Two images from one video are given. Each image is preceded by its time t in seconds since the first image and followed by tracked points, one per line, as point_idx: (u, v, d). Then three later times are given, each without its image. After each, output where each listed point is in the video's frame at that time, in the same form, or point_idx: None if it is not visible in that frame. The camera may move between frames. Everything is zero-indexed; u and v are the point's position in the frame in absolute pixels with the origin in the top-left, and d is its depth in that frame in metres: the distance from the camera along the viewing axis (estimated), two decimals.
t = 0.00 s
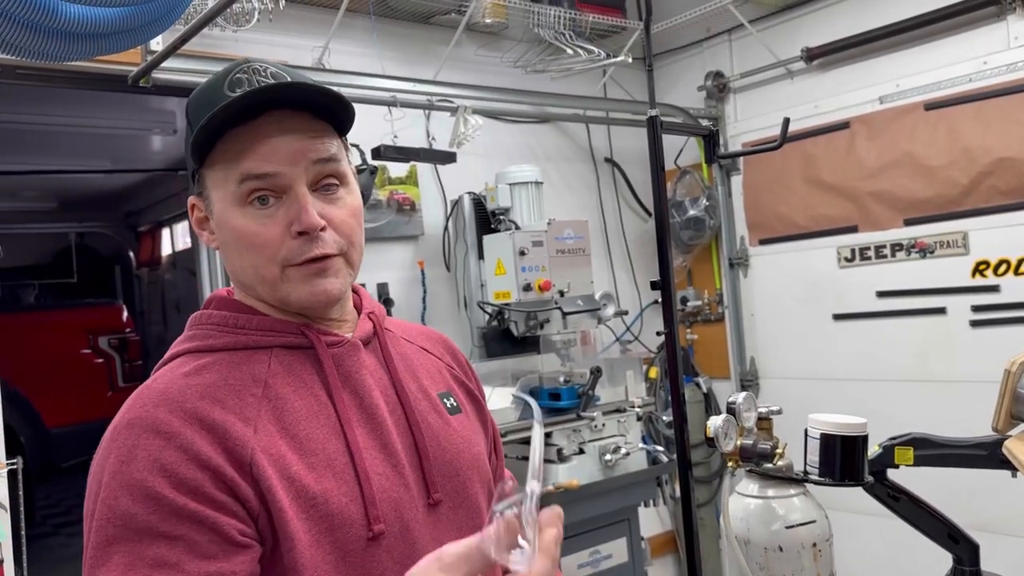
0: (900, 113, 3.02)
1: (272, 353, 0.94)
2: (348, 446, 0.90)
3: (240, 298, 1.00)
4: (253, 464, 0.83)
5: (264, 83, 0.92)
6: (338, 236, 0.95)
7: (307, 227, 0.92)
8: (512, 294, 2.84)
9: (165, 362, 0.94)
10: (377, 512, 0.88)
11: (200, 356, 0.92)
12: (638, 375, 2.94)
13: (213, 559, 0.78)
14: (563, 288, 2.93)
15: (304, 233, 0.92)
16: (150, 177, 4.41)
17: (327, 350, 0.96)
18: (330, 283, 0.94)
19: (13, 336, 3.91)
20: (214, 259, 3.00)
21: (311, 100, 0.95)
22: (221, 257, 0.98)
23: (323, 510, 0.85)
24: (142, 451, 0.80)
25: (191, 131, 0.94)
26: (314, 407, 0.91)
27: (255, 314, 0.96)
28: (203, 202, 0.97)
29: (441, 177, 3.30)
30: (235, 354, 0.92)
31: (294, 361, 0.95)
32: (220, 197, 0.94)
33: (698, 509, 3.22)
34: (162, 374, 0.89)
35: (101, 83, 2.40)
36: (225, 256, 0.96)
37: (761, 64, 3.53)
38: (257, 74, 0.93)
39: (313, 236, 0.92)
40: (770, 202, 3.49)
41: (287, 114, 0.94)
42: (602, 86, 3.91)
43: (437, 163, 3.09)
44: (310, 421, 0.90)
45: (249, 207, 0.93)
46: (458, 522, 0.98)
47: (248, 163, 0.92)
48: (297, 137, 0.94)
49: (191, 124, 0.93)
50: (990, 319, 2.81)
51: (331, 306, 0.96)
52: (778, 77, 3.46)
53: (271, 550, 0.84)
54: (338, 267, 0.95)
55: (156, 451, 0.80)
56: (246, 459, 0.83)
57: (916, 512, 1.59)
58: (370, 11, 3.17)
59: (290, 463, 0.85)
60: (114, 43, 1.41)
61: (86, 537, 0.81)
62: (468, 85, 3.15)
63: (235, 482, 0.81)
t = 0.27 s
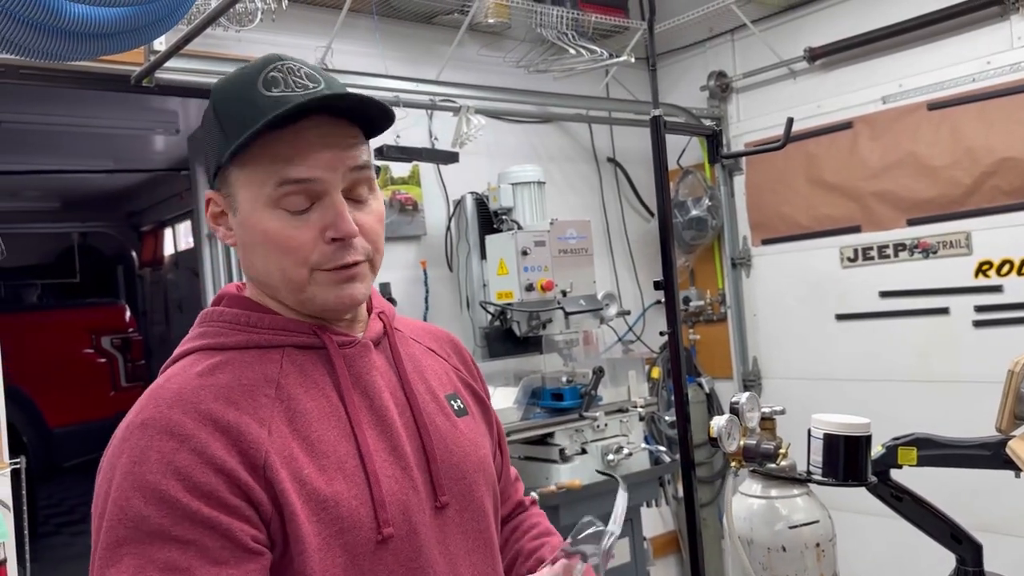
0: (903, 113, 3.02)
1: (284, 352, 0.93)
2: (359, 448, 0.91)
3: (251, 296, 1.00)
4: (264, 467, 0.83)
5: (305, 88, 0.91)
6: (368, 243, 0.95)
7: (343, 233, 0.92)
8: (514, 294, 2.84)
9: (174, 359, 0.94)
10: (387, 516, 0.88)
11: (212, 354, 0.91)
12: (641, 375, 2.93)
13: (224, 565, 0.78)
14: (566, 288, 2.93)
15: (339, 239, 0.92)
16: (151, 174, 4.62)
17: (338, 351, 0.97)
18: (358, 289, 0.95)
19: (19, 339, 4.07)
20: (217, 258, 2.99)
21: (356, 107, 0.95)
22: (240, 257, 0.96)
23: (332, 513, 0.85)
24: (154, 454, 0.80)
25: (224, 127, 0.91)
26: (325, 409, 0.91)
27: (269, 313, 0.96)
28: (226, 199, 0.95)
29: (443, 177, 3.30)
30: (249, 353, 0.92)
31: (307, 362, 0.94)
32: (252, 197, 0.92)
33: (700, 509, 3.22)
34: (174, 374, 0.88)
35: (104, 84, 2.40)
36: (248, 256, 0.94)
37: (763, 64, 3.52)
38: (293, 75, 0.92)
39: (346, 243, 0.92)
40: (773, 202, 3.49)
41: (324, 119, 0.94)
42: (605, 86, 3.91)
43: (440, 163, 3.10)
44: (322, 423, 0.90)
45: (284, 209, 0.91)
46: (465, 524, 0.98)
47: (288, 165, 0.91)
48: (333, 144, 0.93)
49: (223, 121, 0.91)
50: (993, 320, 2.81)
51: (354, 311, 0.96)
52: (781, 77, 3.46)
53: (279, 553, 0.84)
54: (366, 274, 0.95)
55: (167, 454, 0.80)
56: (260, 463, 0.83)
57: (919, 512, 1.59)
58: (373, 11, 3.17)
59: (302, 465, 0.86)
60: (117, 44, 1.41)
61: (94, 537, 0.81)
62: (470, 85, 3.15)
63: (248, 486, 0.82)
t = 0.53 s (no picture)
0: (906, 112, 3.01)
1: (295, 353, 0.93)
2: (370, 448, 0.91)
3: (261, 294, 0.99)
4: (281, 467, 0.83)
5: (343, 88, 0.93)
6: (396, 243, 0.96)
7: (379, 230, 0.92)
8: (517, 294, 2.84)
9: (183, 359, 0.93)
10: (400, 515, 0.89)
11: (223, 355, 0.91)
12: (643, 374, 2.93)
13: (249, 565, 0.78)
14: (568, 287, 2.93)
15: (374, 236, 0.92)
16: (155, 172, 4.64)
17: (346, 351, 0.97)
18: (386, 289, 0.95)
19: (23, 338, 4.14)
20: (220, 257, 2.99)
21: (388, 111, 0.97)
22: (265, 253, 0.94)
23: (348, 513, 0.85)
24: (174, 455, 0.80)
25: (259, 118, 0.90)
26: (336, 409, 0.92)
27: (277, 313, 0.96)
28: (255, 193, 0.93)
29: (446, 176, 3.30)
30: (260, 353, 0.92)
31: (316, 362, 0.95)
32: (286, 190, 0.90)
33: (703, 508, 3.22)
34: (187, 375, 0.88)
35: (108, 83, 2.41)
36: (276, 251, 0.92)
37: (766, 63, 3.52)
38: (329, 73, 0.94)
39: (381, 241, 0.93)
40: (776, 202, 3.49)
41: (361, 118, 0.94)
42: (607, 85, 3.91)
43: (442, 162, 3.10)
44: (334, 423, 0.90)
45: (319, 204, 0.90)
46: (474, 524, 0.99)
47: (327, 159, 0.90)
48: (371, 142, 0.94)
49: (261, 111, 0.90)
50: (996, 319, 2.81)
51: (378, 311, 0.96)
52: (784, 76, 3.45)
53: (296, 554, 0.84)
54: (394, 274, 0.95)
55: (187, 455, 0.80)
56: (278, 463, 0.84)
57: (922, 511, 1.59)
58: (376, 10, 3.17)
59: (316, 466, 0.86)
60: (123, 44, 1.41)
61: (112, 539, 0.81)
62: (472, 84, 3.15)
63: (268, 486, 0.82)
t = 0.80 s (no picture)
0: (909, 111, 3.01)
1: (300, 354, 0.94)
2: (375, 449, 0.91)
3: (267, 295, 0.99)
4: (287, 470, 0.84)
5: (362, 97, 0.93)
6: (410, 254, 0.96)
7: (396, 244, 0.93)
8: (520, 292, 2.84)
9: (189, 360, 0.93)
10: (405, 517, 0.89)
11: (229, 356, 0.91)
12: (646, 373, 2.93)
13: (258, 567, 0.79)
14: (571, 285, 2.93)
15: (391, 250, 0.92)
16: (158, 170, 4.65)
17: (350, 352, 0.97)
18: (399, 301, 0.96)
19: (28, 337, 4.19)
20: (224, 255, 2.99)
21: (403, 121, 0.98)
22: (278, 261, 0.94)
23: (353, 516, 0.86)
24: (182, 457, 0.80)
25: (280, 128, 0.89)
26: (340, 411, 0.92)
27: (282, 314, 0.96)
28: (270, 200, 0.92)
29: (449, 174, 3.30)
30: (264, 355, 0.92)
31: (321, 363, 0.95)
32: (305, 201, 0.90)
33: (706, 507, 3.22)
34: (193, 376, 0.88)
35: (112, 81, 2.41)
36: (292, 261, 0.92)
37: (770, 61, 3.52)
38: (347, 83, 0.94)
39: (397, 253, 0.93)
40: (779, 200, 3.48)
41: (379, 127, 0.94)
42: (610, 83, 3.91)
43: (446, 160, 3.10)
44: (338, 425, 0.91)
45: (338, 216, 0.90)
46: (477, 525, 0.99)
47: (348, 172, 0.90)
48: (392, 153, 0.93)
49: (280, 118, 0.89)
50: (1000, 317, 2.80)
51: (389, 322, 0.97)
52: (787, 74, 3.45)
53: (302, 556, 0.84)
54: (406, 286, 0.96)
55: (194, 458, 0.80)
56: (285, 466, 0.84)
57: (926, 510, 1.59)
58: (379, 8, 3.17)
59: (321, 469, 0.86)
60: (127, 43, 1.42)
61: (120, 541, 0.81)
62: (475, 82, 3.15)
63: (276, 490, 0.82)
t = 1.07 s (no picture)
0: (915, 108, 3.00)
1: (308, 350, 0.94)
2: (382, 446, 0.92)
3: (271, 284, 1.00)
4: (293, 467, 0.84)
5: (349, 79, 0.93)
6: (398, 238, 0.95)
7: (377, 225, 0.92)
8: (523, 289, 2.84)
9: (197, 354, 0.94)
10: (410, 515, 0.90)
11: (237, 351, 0.92)
12: (650, 370, 2.93)
13: (258, 564, 0.79)
14: (575, 282, 2.93)
15: (371, 231, 0.92)
16: (164, 167, 4.66)
17: (359, 348, 0.97)
18: (386, 284, 0.94)
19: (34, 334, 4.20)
20: (229, 252, 3.00)
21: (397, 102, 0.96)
22: (269, 245, 0.96)
23: (358, 513, 0.86)
24: (186, 454, 0.81)
25: (265, 113, 0.91)
26: (347, 408, 0.93)
27: (290, 308, 0.97)
28: (260, 183, 0.94)
29: (453, 171, 3.30)
30: (272, 350, 0.92)
31: (328, 359, 0.95)
32: (288, 183, 0.91)
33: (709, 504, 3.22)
34: (200, 371, 0.89)
35: (117, 78, 2.42)
36: (279, 244, 0.94)
37: (775, 58, 3.51)
38: (337, 66, 0.94)
39: (379, 235, 0.92)
40: (783, 197, 3.48)
41: (363, 110, 0.94)
42: (615, 80, 3.90)
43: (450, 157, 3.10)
44: (345, 422, 0.91)
45: (319, 197, 0.91)
46: (483, 522, 1.00)
47: (327, 153, 0.91)
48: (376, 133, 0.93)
49: (266, 102, 0.92)
50: (1004, 315, 2.80)
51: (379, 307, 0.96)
52: (792, 71, 3.44)
53: (306, 552, 0.85)
54: (395, 268, 0.95)
55: (199, 454, 0.81)
56: (290, 463, 0.85)
57: (929, 508, 1.59)
58: (384, 5, 3.17)
59: (328, 466, 0.87)
60: (133, 40, 1.42)
61: (124, 535, 0.81)
62: (480, 79, 3.15)
63: (279, 486, 0.83)
